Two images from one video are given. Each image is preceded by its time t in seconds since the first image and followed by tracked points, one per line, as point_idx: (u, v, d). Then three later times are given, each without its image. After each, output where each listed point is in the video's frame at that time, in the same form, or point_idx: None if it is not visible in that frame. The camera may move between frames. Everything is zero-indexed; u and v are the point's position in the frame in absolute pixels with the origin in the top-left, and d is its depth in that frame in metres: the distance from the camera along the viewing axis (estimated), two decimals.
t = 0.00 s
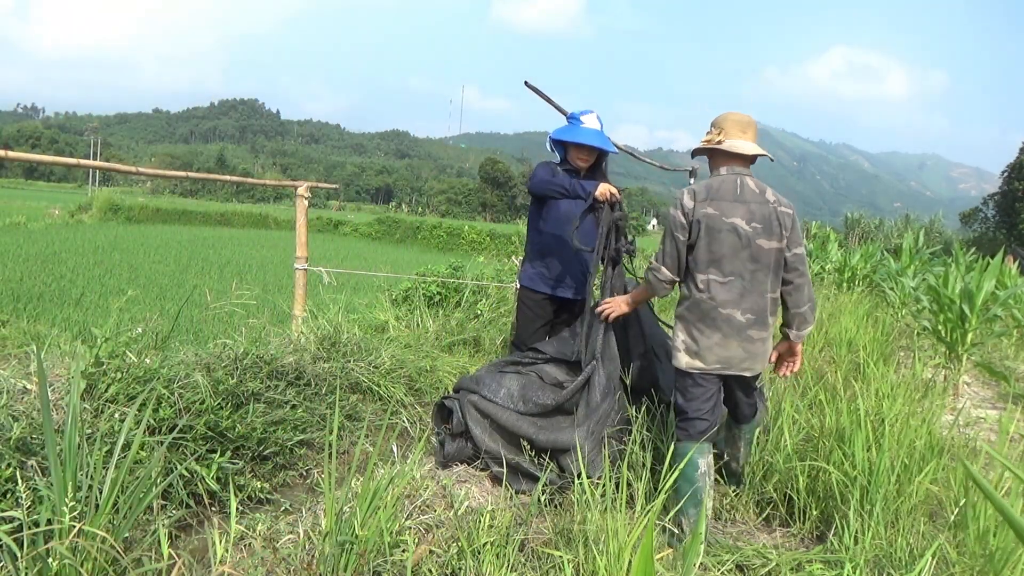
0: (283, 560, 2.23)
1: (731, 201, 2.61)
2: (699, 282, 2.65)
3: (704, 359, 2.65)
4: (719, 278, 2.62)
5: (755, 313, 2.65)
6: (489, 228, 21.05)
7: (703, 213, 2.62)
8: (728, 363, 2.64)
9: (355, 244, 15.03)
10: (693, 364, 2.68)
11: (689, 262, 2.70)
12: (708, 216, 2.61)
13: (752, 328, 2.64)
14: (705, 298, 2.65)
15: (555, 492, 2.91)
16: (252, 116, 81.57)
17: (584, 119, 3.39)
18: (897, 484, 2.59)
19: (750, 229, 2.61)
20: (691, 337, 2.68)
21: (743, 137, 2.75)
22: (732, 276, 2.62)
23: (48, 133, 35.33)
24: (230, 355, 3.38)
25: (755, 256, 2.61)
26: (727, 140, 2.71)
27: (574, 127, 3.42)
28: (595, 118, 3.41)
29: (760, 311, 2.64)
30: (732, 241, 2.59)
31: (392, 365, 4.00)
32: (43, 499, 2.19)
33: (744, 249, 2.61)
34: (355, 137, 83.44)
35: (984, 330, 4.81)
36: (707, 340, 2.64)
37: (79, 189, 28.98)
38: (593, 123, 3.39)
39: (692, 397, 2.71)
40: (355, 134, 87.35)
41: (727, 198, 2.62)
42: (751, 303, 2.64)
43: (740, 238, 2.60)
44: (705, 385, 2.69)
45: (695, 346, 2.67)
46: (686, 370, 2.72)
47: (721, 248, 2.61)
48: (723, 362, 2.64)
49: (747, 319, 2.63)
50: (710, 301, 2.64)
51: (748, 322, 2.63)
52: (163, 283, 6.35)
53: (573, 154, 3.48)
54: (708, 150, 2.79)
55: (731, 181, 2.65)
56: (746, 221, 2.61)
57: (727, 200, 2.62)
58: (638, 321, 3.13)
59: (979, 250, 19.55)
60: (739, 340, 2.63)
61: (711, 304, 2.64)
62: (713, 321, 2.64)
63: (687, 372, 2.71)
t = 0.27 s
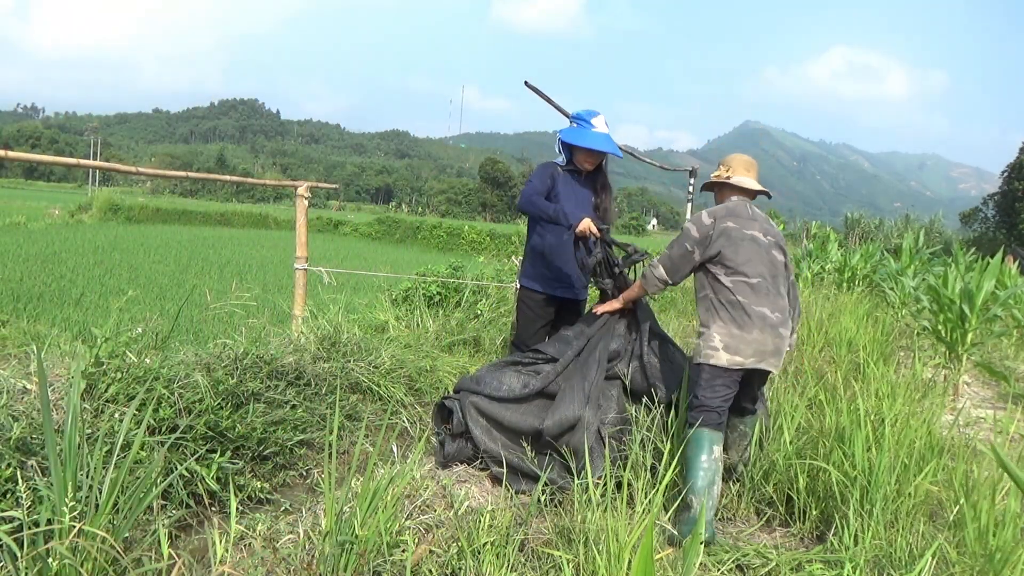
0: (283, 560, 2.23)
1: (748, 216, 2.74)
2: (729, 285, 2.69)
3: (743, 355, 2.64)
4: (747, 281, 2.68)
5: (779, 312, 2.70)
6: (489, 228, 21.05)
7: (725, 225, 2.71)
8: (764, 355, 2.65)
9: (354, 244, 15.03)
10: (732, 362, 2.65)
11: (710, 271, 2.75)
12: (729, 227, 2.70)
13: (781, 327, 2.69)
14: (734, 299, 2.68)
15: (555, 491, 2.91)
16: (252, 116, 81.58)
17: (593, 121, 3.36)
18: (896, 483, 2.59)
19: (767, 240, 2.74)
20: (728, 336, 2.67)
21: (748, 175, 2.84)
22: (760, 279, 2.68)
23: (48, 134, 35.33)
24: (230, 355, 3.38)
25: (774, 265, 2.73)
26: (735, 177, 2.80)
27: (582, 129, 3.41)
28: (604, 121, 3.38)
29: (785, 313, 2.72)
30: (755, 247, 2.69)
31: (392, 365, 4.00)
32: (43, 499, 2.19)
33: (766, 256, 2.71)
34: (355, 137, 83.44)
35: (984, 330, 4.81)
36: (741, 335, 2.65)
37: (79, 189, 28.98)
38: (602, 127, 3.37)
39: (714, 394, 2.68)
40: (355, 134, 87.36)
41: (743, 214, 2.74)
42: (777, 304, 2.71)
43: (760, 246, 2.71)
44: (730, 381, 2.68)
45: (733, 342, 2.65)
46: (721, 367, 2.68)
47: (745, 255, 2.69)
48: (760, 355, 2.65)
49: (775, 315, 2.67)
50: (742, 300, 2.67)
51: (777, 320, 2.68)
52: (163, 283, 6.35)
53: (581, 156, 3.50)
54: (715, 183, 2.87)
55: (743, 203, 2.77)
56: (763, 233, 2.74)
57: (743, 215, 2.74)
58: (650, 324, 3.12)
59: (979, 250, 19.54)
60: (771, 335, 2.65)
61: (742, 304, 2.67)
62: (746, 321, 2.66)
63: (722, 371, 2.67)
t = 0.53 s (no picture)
0: (283, 560, 2.23)
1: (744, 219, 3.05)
2: (741, 269, 2.89)
3: (765, 323, 2.78)
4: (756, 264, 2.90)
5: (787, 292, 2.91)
6: (489, 229, 21.04)
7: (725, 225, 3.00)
8: (781, 323, 2.80)
9: (354, 244, 15.02)
10: (755, 329, 2.78)
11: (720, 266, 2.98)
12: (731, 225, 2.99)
13: (792, 304, 2.89)
14: (747, 279, 2.88)
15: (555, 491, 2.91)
16: (252, 117, 81.57)
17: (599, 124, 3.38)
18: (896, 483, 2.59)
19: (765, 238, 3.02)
20: (747, 309, 2.83)
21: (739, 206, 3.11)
22: (767, 262, 2.90)
23: (48, 134, 35.32)
24: (230, 355, 3.38)
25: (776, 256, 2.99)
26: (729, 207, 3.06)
27: (587, 132, 3.42)
28: (610, 124, 3.41)
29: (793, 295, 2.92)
30: (756, 239, 2.97)
31: (392, 365, 4.00)
32: (43, 499, 2.19)
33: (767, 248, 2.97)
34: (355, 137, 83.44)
35: (984, 330, 4.81)
36: (759, 308, 2.82)
37: (79, 189, 28.97)
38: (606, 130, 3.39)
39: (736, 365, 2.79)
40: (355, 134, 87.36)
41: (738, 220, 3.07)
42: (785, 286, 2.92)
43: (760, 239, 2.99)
44: (748, 354, 2.80)
45: (753, 314, 2.80)
46: (744, 339, 2.80)
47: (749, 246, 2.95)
48: (779, 322, 2.80)
49: (785, 293, 2.88)
50: (756, 279, 2.86)
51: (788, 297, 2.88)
52: (163, 283, 6.35)
53: (586, 158, 3.50)
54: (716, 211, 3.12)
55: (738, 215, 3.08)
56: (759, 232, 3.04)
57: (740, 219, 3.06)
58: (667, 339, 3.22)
59: (979, 250, 19.54)
60: (785, 307, 2.83)
61: (755, 284, 2.86)
62: (761, 298, 2.83)
63: (744, 342, 2.79)
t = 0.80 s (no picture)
0: (283, 560, 2.23)
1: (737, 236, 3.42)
2: (747, 263, 3.19)
3: (779, 303, 2.98)
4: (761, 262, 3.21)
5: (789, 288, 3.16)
6: (489, 229, 21.04)
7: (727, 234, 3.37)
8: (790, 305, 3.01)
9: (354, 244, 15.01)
10: (769, 307, 2.97)
11: (726, 266, 3.25)
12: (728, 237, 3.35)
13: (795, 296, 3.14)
14: (755, 271, 3.16)
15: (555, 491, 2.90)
16: (252, 117, 81.58)
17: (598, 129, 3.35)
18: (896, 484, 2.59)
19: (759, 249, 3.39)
20: (759, 293, 3.03)
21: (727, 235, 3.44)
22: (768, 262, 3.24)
23: (48, 133, 35.32)
24: (230, 355, 3.38)
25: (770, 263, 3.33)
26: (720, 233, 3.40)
27: (586, 134, 3.38)
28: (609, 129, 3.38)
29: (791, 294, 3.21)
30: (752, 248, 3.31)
31: (392, 365, 4.01)
32: (43, 499, 2.19)
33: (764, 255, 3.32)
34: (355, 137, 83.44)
35: (985, 330, 4.81)
36: (776, 291, 3.03)
37: (79, 189, 28.98)
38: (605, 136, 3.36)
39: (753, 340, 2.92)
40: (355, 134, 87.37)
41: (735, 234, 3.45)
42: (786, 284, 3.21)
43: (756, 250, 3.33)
44: (765, 333, 2.94)
45: (768, 295, 3.01)
46: (760, 317, 2.97)
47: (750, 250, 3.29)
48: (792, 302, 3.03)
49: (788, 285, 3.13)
50: (762, 271, 3.14)
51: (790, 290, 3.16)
52: (163, 283, 6.35)
53: (582, 163, 3.47)
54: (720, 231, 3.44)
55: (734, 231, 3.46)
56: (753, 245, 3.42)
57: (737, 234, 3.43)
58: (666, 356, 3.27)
59: (980, 250, 19.53)
60: (791, 294, 3.06)
61: (765, 274, 3.13)
62: (774, 284, 3.07)
63: (759, 323, 2.96)
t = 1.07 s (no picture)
0: (283, 560, 2.23)
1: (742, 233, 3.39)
2: (752, 265, 3.18)
3: (785, 310, 2.96)
4: (767, 263, 3.19)
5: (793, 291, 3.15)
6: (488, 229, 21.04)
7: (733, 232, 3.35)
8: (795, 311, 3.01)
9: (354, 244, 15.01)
10: (775, 314, 2.96)
11: (730, 267, 3.24)
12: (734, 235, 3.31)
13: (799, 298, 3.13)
14: (760, 274, 3.15)
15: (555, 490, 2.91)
16: (252, 117, 81.58)
17: (595, 132, 3.34)
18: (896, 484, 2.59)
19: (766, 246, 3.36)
20: (765, 298, 3.02)
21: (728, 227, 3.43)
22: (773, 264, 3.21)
23: (48, 133, 35.30)
24: (230, 355, 3.38)
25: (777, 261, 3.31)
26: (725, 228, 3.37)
27: (582, 137, 3.37)
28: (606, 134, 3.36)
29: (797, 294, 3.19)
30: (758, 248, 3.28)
31: (392, 365, 4.01)
32: (43, 499, 2.19)
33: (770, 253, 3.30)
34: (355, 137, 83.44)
35: (985, 330, 4.81)
36: (781, 296, 3.02)
37: (79, 189, 28.98)
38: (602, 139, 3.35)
39: (755, 352, 2.95)
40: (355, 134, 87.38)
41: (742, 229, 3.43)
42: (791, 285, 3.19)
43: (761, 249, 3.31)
44: (766, 344, 2.97)
45: (773, 300, 3.00)
46: (764, 325, 2.97)
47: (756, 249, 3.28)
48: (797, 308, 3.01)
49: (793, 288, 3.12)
50: (767, 274, 3.13)
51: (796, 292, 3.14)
52: (164, 283, 6.35)
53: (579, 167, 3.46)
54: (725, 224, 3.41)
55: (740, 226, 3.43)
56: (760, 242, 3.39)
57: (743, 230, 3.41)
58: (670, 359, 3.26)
59: (979, 250, 19.53)
60: (797, 298, 3.05)
61: (770, 277, 3.12)
62: (779, 288, 3.06)
63: (762, 331, 2.97)
